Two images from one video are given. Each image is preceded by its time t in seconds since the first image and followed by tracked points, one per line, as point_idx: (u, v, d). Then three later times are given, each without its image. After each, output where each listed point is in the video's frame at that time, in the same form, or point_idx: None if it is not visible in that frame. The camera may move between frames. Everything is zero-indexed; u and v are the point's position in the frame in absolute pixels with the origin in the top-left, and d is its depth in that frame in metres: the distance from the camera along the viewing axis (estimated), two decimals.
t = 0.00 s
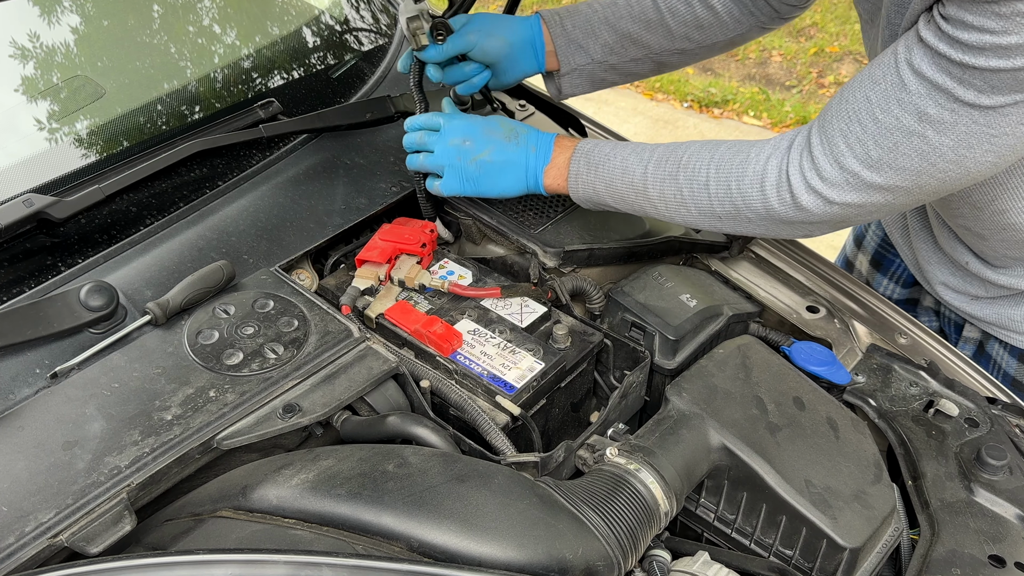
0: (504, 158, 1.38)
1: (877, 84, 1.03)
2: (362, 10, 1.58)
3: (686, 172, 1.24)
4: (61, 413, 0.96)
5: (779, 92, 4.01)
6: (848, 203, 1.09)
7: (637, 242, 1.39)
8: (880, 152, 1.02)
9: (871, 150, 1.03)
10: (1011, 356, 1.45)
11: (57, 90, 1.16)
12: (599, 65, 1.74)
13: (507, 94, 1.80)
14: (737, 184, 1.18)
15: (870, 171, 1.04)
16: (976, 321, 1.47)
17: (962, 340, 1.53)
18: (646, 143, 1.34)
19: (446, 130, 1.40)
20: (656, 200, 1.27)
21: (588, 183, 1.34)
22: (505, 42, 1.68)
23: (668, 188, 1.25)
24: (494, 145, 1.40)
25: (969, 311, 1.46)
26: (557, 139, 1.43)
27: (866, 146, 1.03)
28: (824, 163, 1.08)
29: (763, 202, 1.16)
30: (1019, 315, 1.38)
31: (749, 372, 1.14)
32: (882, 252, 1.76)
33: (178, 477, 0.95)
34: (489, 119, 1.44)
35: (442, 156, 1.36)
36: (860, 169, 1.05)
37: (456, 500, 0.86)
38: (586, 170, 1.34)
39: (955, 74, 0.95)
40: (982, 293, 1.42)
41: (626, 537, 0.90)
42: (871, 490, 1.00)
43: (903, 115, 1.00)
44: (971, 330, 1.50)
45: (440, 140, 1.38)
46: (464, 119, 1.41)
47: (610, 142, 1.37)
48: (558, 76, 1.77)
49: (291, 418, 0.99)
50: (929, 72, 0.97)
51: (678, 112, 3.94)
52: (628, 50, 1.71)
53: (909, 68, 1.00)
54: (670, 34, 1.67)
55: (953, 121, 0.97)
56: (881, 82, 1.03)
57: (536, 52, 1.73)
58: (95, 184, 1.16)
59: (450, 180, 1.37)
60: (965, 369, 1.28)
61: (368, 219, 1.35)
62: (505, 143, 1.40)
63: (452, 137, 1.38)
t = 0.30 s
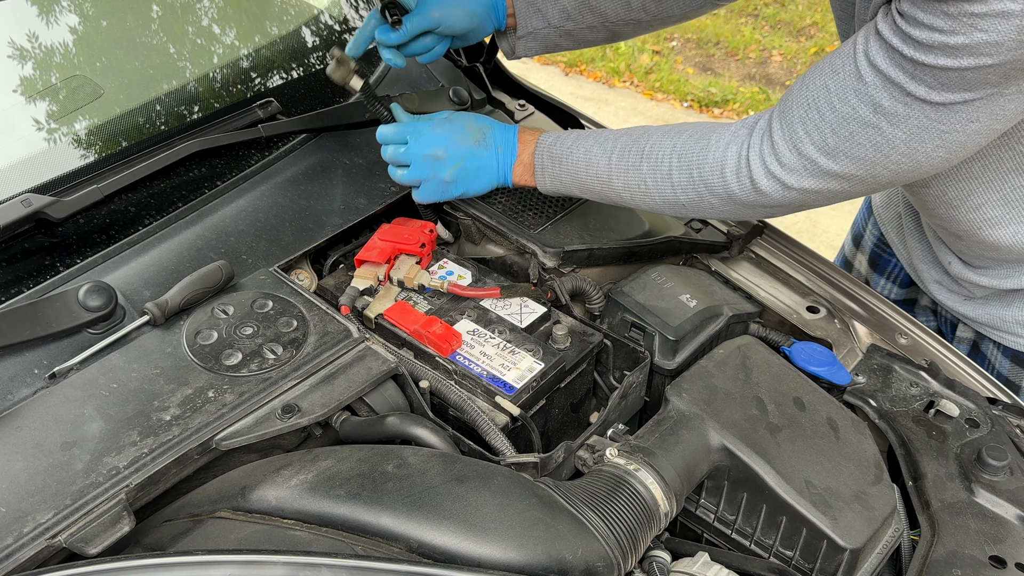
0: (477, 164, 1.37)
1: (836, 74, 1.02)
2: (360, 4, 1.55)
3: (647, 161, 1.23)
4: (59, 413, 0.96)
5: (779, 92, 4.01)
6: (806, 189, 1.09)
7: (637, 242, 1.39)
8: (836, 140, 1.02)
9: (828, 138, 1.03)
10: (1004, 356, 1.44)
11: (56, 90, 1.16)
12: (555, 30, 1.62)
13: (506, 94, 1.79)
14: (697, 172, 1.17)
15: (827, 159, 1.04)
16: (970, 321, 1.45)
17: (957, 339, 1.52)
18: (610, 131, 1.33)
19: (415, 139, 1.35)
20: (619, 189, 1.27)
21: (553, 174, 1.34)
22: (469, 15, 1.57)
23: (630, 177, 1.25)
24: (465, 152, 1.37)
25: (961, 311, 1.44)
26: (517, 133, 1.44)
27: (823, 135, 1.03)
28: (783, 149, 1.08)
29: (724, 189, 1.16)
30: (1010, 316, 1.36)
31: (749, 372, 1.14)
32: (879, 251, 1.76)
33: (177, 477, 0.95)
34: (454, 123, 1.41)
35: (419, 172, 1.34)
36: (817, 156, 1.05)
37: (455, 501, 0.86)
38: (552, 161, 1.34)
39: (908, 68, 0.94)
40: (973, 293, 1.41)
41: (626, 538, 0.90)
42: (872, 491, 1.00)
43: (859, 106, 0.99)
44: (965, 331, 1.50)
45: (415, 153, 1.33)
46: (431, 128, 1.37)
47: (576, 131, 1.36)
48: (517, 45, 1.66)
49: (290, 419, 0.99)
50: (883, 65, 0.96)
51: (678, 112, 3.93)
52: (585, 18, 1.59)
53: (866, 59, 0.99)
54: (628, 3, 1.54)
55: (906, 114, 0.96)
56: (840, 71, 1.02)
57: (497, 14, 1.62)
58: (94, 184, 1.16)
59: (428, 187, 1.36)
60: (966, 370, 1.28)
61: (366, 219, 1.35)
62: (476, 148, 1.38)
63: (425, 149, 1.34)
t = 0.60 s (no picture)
0: (439, 185, 1.36)
1: (810, 71, 1.01)
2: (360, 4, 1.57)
3: (615, 161, 1.22)
4: (58, 414, 0.95)
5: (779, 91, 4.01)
6: (778, 185, 1.08)
7: (637, 241, 1.39)
8: (808, 138, 1.01)
9: (801, 136, 1.02)
10: (1000, 358, 1.43)
11: (54, 90, 1.15)
12: (464, 53, 1.45)
13: (506, 94, 1.79)
14: (667, 171, 1.17)
15: (800, 156, 1.03)
16: (965, 323, 1.43)
17: (953, 339, 1.52)
18: (578, 129, 1.32)
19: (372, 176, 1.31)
20: (590, 189, 1.27)
21: (522, 175, 1.34)
22: (366, 48, 1.44)
23: (599, 178, 1.24)
24: (422, 179, 1.34)
25: (956, 313, 1.43)
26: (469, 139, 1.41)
27: (795, 132, 1.02)
28: (754, 146, 1.07)
29: (696, 187, 1.15)
30: (1004, 318, 1.34)
31: (749, 373, 1.13)
32: (874, 252, 1.75)
33: (176, 478, 0.95)
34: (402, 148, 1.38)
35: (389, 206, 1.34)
36: (790, 154, 1.04)
37: (455, 501, 0.86)
38: (519, 163, 1.33)
39: (882, 69, 0.93)
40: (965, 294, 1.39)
41: (625, 539, 0.90)
42: (872, 492, 1.00)
43: (832, 104, 0.98)
44: (961, 331, 1.49)
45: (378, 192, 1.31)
46: (383, 162, 1.32)
47: (545, 130, 1.36)
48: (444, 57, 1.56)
49: (289, 419, 0.99)
50: (858, 65, 0.95)
51: (678, 112, 3.93)
52: (494, 34, 1.43)
53: (840, 58, 0.98)
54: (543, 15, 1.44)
55: (880, 113, 0.95)
56: (814, 69, 1.01)
57: (393, 42, 1.51)
58: (93, 184, 1.16)
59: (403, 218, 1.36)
60: (966, 370, 1.28)
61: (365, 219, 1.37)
62: (431, 172, 1.35)
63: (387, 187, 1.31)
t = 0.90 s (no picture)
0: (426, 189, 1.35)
1: (806, 73, 1.01)
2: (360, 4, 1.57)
3: (608, 164, 1.22)
4: (56, 414, 0.95)
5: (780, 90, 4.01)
6: (772, 187, 1.08)
7: (637, 241, 1.38)
8: (803, 141, 1.01)
9: (795, 138, 1.01)
10: (996, 357, 1.42)
11: (53, 90, 1.15)
12: (452, 62, 1.48)
13: (506, 94, 1.79)
14: (660, 174, 1.16)
15: (794, 158, 1.03)
16: (961, 323, 1.43)
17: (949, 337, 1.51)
18: (569, 132, 1.32)
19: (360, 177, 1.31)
20: (582, 192, 1.26)
21: (513, 179, 1.33)
22: (353, 68, 1.46)
23: (592, 180, 1.24)
24: (410, 183, 1.34)
25: (951, 313, 1.42)
26: (459, 144, 1.41)
27: (790, 135, 1.02)
28: (748, 148, 1.06)
29: (688, 190, 1.15)
30: (999, 318, 1.34)
31: (749, 373, 1.13)
32: (868, 252, 1.75)
33: (174, 478, 0.94)
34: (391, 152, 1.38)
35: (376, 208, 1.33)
36: (784, 157, 1.03)
37: (454, 502, 0.85)
38: (511, 167, 1.32)
39: (879, 72, 0.93)
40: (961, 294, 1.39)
41: (625, 540, 0.90)
42: (872, 492, 0.99)
43: (828, 107, 0.98)
44: (955, 331, 1.48)
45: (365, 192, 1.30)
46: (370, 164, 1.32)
47: (535, 133, 1.35)
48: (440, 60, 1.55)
49: (288, 420, 0.98)
50: (854, 67, 0.95)
51: (678, 112, 3.92)
52: (479, 42, 1.46)
53: (836, 61, 0.97)
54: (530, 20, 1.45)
55: (876, 116, 0.95)
56: (810, 71, 1.00)
57: (379, 58, 1.52)
58: (92, 183, 1.16)
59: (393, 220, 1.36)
60: (967, 370, 1.28)
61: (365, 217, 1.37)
62: (419, 177, 1.35)
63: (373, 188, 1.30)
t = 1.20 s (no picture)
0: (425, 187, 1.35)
1: (808, 77, 1.01)
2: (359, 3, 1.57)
3: (608, 168, 1.21)
4: (55, 415, 0.95)
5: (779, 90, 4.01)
6: (773, 191, 1.08)
7: (637, 241, 1.38)
8: (804, 145, 1.01)
9: (796, 142, 1.01)
10: (997, 357, 1.42)
11: (51, 90, 1.15)
12: (455, 56, 1.47)
13: (505, 94, 1.78)
14: (661, 178, 1.16)
15: (795, 163, 1.03)
16: (960, 322, 1.42)
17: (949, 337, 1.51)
18: (569, 137, 1.32)
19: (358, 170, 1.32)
20: (582, 196, 1.26)
21: (512, 184, 1.32)
22: (358, 62, 1.46)
23: (592, 185, 1.24)
24: (407, 180, 1.33)
25: (951, 313, 1.42)
26: (464, 145, 1.39)
27: (792, 140, 1.01)
28: (750, 152, 1.06)
29: (689, 195, 1.14)
30: (1000, 318, 1.34)
31: (748, 373, 1.13)
32: (868, 252, 1.75)
33: (173, 479, 0.94)
34: (395, 149, 1.37)
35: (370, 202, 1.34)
36: (785, 161, 1.03)
37: (453, 503, 0.85)
38: (510, 171, 1.32)
39: (881, 75, 0.93)
40: (961, 293, 1.38)
41: (625, 540, 0.89)
42: (872, 493, 0.99)
43: (829, 110, 0.98)
44: (956, 331, 1.48)
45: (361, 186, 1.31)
46: (371, 157, 1.32)
47: (536, 138, 1.34)
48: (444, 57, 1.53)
49: (287, 420, 0.98)
50: (856, 70, 0.94)
51: (678, 112, 3.92)
52: (482, 36, 1.45)
53: (838, 64, 0.97)
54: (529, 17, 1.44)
55: (878, 120, 0.95)
56: (812, 74, 1.00)
57: (382, 51, 1.52)
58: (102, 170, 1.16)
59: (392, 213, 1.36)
60: (968, 371, 1.28)
61: (366, 216, 1.37)
62: (419, 174, 1.34)
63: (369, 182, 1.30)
